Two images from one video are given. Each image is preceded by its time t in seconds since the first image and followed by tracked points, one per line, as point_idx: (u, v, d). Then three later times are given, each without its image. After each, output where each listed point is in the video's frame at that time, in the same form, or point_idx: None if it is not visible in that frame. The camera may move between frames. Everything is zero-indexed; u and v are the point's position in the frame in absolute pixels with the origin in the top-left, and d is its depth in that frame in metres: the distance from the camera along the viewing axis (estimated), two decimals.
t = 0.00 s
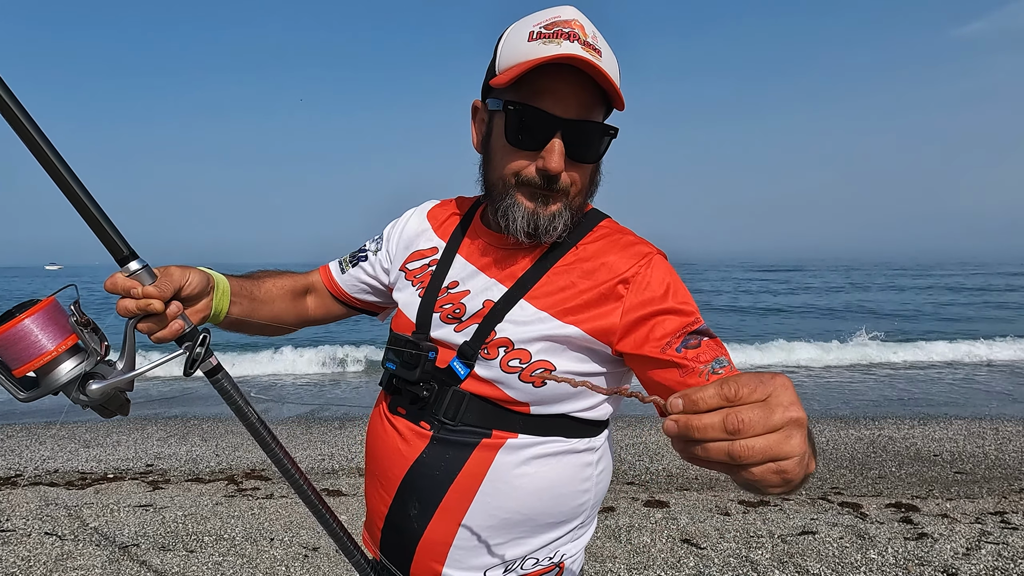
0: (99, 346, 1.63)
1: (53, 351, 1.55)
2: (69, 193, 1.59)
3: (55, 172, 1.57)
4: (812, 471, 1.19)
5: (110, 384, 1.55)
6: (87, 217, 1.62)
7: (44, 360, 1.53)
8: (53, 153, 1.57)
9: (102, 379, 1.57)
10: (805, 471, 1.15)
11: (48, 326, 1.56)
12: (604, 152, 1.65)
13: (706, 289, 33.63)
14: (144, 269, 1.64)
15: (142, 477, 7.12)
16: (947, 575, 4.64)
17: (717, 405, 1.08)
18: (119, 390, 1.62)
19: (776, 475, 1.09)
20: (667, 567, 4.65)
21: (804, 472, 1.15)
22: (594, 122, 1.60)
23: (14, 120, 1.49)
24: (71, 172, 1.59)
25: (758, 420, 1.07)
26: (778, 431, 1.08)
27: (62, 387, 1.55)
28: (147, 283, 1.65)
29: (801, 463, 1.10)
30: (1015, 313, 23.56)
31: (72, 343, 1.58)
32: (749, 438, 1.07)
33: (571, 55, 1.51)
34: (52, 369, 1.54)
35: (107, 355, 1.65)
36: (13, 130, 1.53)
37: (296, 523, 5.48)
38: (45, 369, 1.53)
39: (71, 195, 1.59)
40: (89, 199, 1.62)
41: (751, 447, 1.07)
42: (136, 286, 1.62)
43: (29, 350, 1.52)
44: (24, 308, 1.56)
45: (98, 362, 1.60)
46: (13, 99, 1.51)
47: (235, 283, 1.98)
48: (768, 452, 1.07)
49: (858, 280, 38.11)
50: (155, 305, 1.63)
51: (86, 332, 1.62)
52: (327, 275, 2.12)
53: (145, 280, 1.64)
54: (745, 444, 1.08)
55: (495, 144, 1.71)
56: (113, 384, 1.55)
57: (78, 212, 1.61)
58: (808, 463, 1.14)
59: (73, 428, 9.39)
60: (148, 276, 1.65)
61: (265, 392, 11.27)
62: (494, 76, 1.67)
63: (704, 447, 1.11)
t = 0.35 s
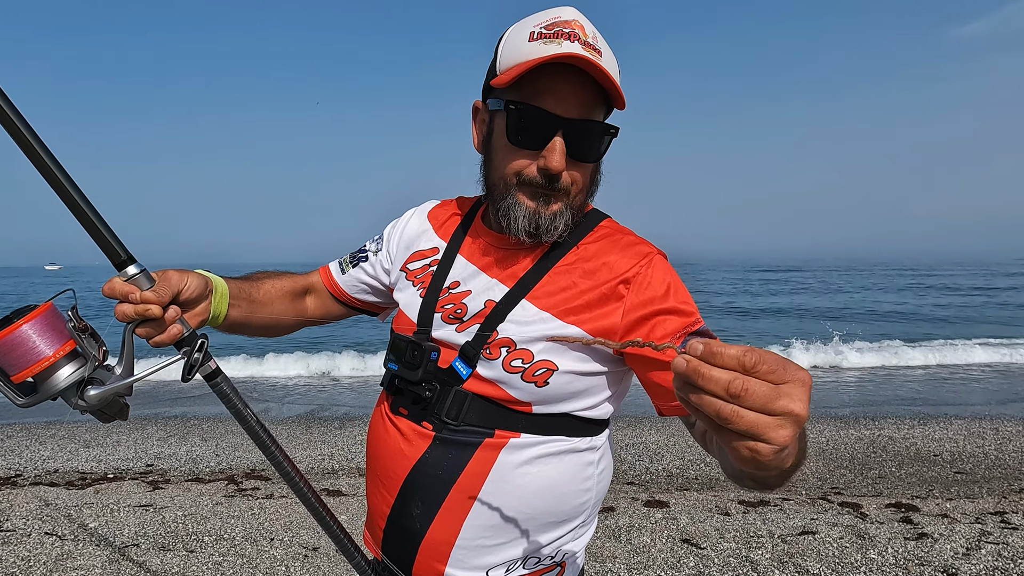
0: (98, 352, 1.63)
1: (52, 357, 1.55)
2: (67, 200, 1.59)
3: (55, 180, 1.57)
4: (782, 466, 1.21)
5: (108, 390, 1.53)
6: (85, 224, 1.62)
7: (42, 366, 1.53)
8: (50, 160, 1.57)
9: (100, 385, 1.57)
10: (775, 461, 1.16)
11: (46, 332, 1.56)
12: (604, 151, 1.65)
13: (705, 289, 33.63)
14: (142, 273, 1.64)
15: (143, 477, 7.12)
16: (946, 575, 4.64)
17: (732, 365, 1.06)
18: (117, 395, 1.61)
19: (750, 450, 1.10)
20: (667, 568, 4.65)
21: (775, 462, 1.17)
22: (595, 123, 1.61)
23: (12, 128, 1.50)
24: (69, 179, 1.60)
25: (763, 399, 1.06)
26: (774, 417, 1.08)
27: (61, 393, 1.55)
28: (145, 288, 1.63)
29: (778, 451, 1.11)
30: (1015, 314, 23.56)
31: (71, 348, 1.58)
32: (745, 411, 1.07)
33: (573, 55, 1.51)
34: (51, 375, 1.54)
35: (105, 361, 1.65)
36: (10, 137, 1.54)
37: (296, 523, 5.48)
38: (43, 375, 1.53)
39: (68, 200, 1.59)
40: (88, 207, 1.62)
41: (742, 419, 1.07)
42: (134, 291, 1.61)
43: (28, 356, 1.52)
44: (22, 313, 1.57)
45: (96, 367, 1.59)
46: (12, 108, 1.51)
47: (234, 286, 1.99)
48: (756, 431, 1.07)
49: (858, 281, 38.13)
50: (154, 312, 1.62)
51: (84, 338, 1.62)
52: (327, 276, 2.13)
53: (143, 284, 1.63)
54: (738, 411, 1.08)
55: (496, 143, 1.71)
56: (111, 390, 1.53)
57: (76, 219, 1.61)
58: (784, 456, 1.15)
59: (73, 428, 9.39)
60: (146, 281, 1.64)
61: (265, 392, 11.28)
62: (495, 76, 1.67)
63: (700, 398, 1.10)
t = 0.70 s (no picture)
0: (96, 353, 1.62)
1: (51, 358, 1.53)
2: (67, 201, 1.58)
3: (55, 181, 1.56)
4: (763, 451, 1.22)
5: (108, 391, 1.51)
6: (85, 226, 1.61)
7: (41, 366, 1.52)
8: (49, 161, 1.56)
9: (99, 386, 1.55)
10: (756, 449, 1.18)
11: (44, 332, 1.55)
12: (602, 149, 1.64)
13: (705, 290, 33.63)
14: (141, 273, 1.62)
15: (143, 477, 7.11)
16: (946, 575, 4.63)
17: (703, 357, 1.07)
18: (117, 395, 1.60)
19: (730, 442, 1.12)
20: (667, 568, 4.65)
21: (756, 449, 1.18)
22: (594, 120, 1.60)
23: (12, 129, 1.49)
24: (69, 180, 1.59)
25: (736, 389, 1.07)
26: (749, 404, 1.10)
27: (60, 394, 1.54)
28: (144, 287, 1.62)
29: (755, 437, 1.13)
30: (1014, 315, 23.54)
31: (70, 349, 1.56)
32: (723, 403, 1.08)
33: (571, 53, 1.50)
34: (50, 375, 1.53)
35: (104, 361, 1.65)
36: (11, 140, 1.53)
37: (296, 523, 5.48)
38: (42, 375, 1.52)
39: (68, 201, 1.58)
40: (88, 208, 1.62)
41: (720, 411, 1.08)
42: (132, 291, 1.59)
43: (27, 355, 1.51)
44: (22, 314, 1.56)
45: (94, 368, 1.58)
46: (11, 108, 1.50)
47: (236, 287, 1.98)
48: (735, 420, 1.09)
49: (858, 282, 38.14)
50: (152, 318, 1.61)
51: (82, 339, 1.61)
52: (327, 274, 2.12)
53: (142, 284, 1.62)
54: (715, 403, 1.09)
55: (494, 141, 1.71)
56: (111, 391, 1.51)
57: (77, 221, 1.60)
58: (761, 442, 1.16)
59: (74, 428, 9.39)
60: (145, 281, 1.62)
61: (265, 392, 11.27)
62: (492, 75, 1.67)
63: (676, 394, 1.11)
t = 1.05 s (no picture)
0: (103, 351, 1.61)
1: (57, 355, 1.52)
2: (77, 195, 1.58)
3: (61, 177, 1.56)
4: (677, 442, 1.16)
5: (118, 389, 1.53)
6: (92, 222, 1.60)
7: (48, 363, 1.50)
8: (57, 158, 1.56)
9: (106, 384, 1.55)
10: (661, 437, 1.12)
11: (51, 329, 1.53)
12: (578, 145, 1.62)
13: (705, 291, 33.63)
14: (150, 270, 1.61)
15: (142, 477, 7.11)
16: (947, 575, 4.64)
17: (592, 350, 1.02)
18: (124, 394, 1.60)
19: (628, 431, 1.06)
20: (667, 568, 4.65)
21: (662, 438, 1.13)
22: (568, 117, 1.58)
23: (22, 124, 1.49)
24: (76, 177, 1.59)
25: (625, 377, 1.02)
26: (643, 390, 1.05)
27: (66, 391, 1.53)
28: (153, 284, 1.61)
29: (655, 424, 1.08)
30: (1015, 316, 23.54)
31: (76, 347, 1.55)
32: (612, 390, 1.03)
33: (537, 54, 1.51)
34: (56, 372, 1.51)
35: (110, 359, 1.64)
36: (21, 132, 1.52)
37: (296, 523, 5.48)
38: (49, 372, 1.51)
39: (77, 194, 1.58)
40: (97, 205, 1.61)
41: (614, 399, 1.03)
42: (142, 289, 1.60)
43: (34, 353, 1.50)
44: (28, 310, 1.53)
45: (101, 366, 1.58)
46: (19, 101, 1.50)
47: (260, 320, 1.98)
48: (625, 408, 1.03)
49: (859, 283, 38.14)
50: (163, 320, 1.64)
51: (89, 337, 1.60)
52: (340, 309, 2.11)
53: (150, 283, 1.61)
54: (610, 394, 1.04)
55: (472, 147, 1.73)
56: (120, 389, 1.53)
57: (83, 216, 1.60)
58: (667, 431, 1.11)
59: (74, 428, 9.39)
60: (154, 279, 1.62)
61: (266, 392, 11.28)
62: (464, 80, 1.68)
63: (568, 388, 1.06)
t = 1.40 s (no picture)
0: (121, 355, 1.51)
1: (75, 360, 1.41)
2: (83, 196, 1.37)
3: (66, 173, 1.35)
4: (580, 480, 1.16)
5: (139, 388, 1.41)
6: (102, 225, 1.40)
7: (66, 368, 1.40)
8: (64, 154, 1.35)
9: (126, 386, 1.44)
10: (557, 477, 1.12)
11: (69, 333, 1.43)
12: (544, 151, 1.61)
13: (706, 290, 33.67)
14: (163, 276, 1.49)
15: (142, 477, 7.14)
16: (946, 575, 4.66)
17: (474, 401, 1.04)
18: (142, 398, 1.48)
19: (514, 475, 1.07)
20: (667, 568, 4.67)
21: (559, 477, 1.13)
22: (531, 126, 1.59)
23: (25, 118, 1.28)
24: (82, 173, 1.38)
25: (501, 428, 1.03)
26: (521, 439, 1.04)
27: (84, 398, 1.41)
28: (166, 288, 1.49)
29: (543, 470, 1.08)
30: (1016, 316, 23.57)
31: (94, 351, 1.45)
32: (488, 443, 1.04)
33: (493, 64, 1.55)
34: (74, 378, 1.40)
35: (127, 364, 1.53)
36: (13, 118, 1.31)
37: (297, 523, 5.50)
38: (66, 378, 1.40)
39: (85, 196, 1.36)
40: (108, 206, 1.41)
41: (491, 451, 1.04)
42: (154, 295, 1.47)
43: (51, 359, 1.40)
44: (45, 317, 1.44)
45: (120, 369, 1.47)
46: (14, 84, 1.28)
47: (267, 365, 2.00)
48: (501, 459, 1.04)
49: (861, 283, 38.16)
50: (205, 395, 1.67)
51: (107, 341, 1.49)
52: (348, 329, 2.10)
53: (164, 288, 1.48)
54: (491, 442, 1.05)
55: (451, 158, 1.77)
56: (139, 390, 1.41)
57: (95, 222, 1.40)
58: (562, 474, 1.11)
59: (74, 428, 9.41)
60: (167, 284, 1.50)
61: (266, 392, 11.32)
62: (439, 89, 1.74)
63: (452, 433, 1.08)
